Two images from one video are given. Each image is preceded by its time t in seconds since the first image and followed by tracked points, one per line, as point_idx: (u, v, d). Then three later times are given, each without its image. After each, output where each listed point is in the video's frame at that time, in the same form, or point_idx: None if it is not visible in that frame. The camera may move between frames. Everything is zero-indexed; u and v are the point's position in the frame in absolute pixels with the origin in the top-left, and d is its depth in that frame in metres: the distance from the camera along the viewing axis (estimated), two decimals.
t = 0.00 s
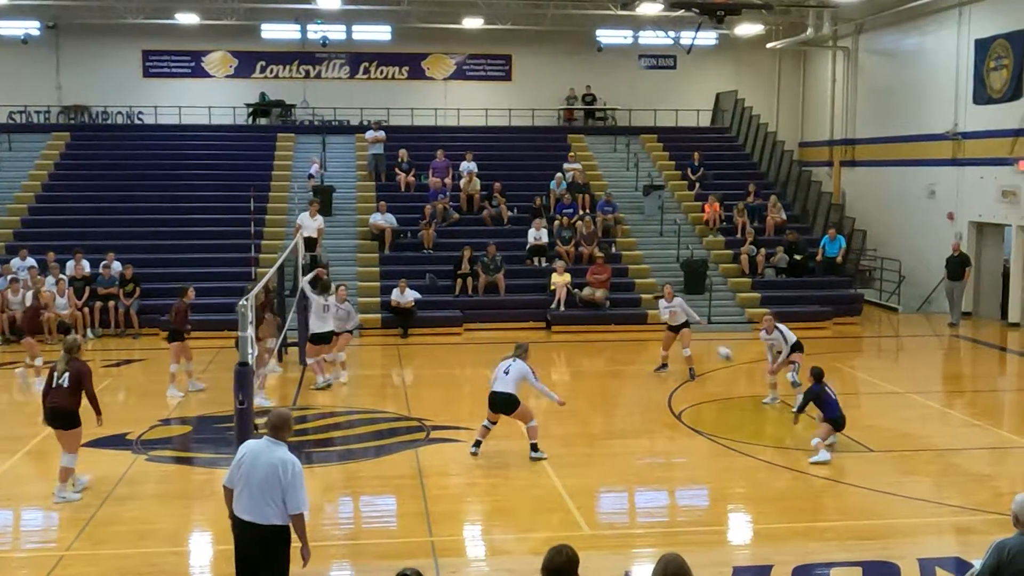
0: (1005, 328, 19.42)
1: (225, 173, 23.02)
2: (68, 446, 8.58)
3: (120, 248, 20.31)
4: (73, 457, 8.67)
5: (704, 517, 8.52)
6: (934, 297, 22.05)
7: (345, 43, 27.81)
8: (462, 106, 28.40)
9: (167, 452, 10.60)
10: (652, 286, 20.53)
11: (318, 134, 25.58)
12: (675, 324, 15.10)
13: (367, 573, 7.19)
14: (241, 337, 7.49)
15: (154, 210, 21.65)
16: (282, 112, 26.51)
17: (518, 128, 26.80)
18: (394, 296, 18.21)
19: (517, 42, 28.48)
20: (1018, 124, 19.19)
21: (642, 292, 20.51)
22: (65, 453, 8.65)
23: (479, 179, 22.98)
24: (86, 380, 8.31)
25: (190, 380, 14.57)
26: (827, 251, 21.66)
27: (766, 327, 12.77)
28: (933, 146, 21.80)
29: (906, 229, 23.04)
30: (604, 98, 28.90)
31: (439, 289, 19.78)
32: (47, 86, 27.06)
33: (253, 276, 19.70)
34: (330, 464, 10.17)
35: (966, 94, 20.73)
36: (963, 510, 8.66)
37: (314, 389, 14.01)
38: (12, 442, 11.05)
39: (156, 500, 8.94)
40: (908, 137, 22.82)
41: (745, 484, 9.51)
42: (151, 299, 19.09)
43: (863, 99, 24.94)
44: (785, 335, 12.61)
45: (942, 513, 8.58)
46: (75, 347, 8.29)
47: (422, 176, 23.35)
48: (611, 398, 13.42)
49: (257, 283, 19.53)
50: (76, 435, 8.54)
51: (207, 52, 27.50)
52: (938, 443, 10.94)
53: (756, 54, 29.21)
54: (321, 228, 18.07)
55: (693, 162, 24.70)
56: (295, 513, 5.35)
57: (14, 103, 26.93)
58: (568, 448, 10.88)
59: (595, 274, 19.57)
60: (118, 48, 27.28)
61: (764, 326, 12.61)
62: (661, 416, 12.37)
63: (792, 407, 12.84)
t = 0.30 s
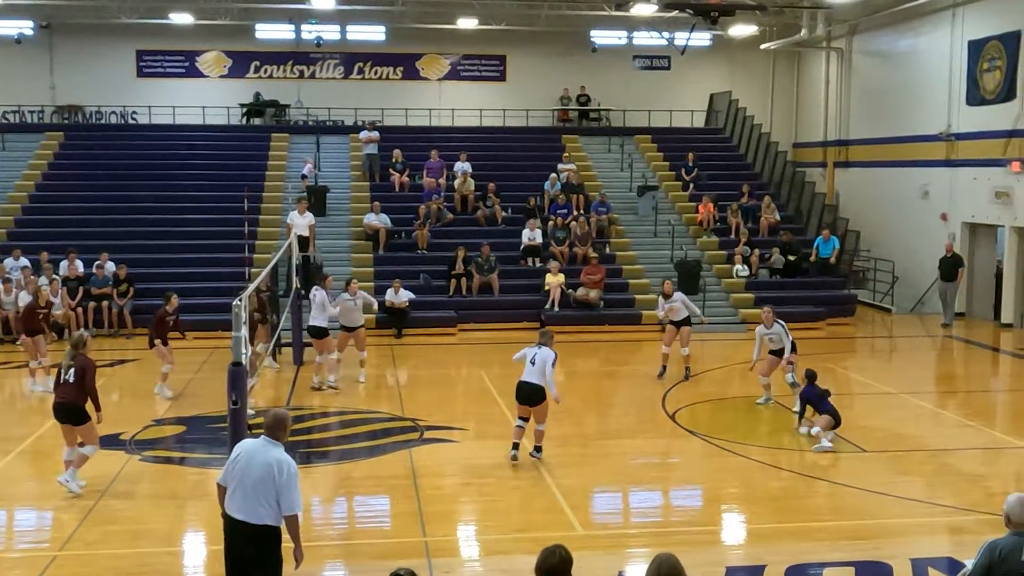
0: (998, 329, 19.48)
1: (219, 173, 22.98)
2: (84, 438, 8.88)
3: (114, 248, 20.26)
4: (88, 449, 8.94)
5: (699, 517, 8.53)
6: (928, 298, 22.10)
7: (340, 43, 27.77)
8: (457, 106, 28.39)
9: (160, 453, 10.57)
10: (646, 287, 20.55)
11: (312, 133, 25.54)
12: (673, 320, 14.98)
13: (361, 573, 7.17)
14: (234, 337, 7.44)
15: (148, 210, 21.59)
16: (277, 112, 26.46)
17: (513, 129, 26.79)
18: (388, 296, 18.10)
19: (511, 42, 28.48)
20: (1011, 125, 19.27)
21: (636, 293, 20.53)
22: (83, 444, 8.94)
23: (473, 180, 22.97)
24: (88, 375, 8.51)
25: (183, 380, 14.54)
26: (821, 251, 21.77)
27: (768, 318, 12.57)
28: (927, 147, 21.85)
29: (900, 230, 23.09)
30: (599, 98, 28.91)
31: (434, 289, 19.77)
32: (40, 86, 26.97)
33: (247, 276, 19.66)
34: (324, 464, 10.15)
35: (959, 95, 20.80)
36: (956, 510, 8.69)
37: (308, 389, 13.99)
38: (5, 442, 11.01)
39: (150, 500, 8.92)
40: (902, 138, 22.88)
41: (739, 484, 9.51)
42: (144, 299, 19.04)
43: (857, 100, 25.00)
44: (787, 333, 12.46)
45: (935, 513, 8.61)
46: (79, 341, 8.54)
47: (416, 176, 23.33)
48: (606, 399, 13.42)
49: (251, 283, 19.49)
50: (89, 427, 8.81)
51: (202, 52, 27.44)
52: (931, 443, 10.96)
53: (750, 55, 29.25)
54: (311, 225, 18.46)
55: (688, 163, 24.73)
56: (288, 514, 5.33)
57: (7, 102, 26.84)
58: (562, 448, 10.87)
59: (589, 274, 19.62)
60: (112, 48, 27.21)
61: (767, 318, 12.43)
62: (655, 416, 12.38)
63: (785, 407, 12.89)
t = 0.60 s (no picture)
0: (997, 330, 19.49)
1: (219, 173, 22.98)
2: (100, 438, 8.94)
3: (115, 248, 20.26)
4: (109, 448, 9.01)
5: (698, 518, 8.53)
6: (927, 299, 22.11)
7: (340, 43, 27.77)
8: (456, 107, 28.39)
9: (160, 453, 10.57)
10: (646, 288, 20.55)
11: (311, 134, 25.53)
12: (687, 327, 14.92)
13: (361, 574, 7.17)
14: (235, 337, 7.44)
15: (148, 210, 21.59)
16: (277, 112, 26.45)
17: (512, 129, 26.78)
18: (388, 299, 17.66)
19: (511, 43, 28.47)
20: (1011, 126, 19.26)
21: (636, 293, 20.53)
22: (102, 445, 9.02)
23: (473, 180, 22.97)
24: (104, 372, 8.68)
25: (182, 381, 14.54)
26: (821, 252, 21.78)
27: (774, 310, 12.47)
28: (927, 148, 21.86)
29: (899, 231, 23.09)
30: (598, 99, 28.90)
31: (433, 290, 19.77)
32: (40, 86, 26.97)
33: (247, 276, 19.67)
34: (323, 465, 10.14)
35: (959, 96, 20.81)
36: (956, 512, 8.69)
37: (308, 390, 13.99)
38: (5, 442, 11.01)
39: (149, 500, 8.92)
40: (902, 139, 22.88)
41: (738, 485, 9.52)
42: (144, 299, 19.04)
43: (857, 101, 25.00)
44: (790, 325, 12.39)
45: (934, 514, 8.61)
46: (99, 342, 8.74)
47: (416, 176, 23.33)
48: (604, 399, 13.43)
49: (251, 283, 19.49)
50: (105, 427, 8.88)
51: (201, 52, 27.43)
52: (930, 444, 10.97)
53: (750, 56, 29.24)
54: (308, 225, 18.76)
55: (688, 164, 24.74)
56: (283, 513, 5.32)
57: (7, 102, 26.83)
58: (561, 449, 10.87)
59: (588, 275, 19.62)
60: (112, 48, 27.20)
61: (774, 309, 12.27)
62: (655, 417, 12.39)
63: (785, 407, 12.90)
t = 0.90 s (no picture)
0: (995, 330, 19.53)
1: (218, 173, 22.97)
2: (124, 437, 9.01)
3: (114, 247, 20.26)
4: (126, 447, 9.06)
5: (696, 517, 8.54)
6: (925, 299, 22.15)
7: (338, 42, 27.77)
8: (455, 106, 28.39)
9: (158, 452, 10.57)
10: (644, 287, 20.56)
11: (310, 133, 25.53)
12: (692, 322, 14.95)
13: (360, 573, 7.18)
14: (233, 336, 7.43)
15: (147, 209, 21.58)
16: (275, 111, 26.45)
17: (511, 129, 26.79)
18: (386, 297, 17.59)
19: (510, 42, 28.48)
20: (1009, 127, 19.29)
21: (634, 293, 20.54)
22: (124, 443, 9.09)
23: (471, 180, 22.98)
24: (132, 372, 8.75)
25: (180, 380, 14.54)
26: (819, 251, 21.67)
27: (780, 310, 12.40)
28: (924, 148, 21.90)
29: (897, 231, 23.12)
30: (596, 98, 28.92)
31: (431, 289, 19.76)
32: (38, 85, 26.93)
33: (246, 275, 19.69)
34: (321, 464, 10.14)
35: (956, 96, 20.84)
36: (954, 511, 8.70)
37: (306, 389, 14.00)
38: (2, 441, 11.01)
39: (147, 499, 8.90)
40: (900, 139, 22.91)
41: (737, 484, 9.52)
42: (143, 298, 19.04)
43: (855, 101, 25.03)
44: (795, 325, 12.35)
45: (932, 514, 8.62)
46: (131, 341, 8.74)
47: (415, 176, 23.33)
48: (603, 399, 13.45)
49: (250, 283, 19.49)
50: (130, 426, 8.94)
51: (199, 51, 27.43)
52: (928, 444, 10.98)
53: (748, 56, 29.24)
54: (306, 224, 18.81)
55: (686, 164, 24.77)
56: (267, 508, 5.32)
57: (5, 101, 26.80)
58: (560, 449, 10.87)
59: (586, 274, 19.62)
60: (110, 47, 27.18)
61: (781, 310, 12.17)
62: (653, 416, 12.40)
63: (783, 407, 12.92)
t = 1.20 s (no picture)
0: (991, 328, 19.56)
1: (215, 170, 22.94)
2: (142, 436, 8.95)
3: (111, 244, 20.23)
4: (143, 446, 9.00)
5: (693, 515, 8.54)
6: (921, 297, 22.16)
7: (335, 40, 27.75)
8: (451, 104, 28.35)
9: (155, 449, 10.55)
10: (641, 285, 20.56)
11: (306, 130, 25.50)
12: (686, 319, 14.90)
13: (357, 571, 7.17)
14: (232, 334, 7.39)
15: (144, 206, 21.55)
16: (271, 108, 26.39)
17: (508, 126, 26.76)
18: (383, 294, 18.07)
19: (507, 40, 28.46)
20: (1005, 125, 19.31)
21: (630, 291, 20.53)
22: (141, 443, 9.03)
23: (467, 177, 22.96)
24: (159, 370, 8.79)
25: (177, 377, 14.52)
26: (816, 250, 21.66)
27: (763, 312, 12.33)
28: (921, 146, 21.92)
29: (893, 229, 23.14)
30: (593, 96, 28.90)
31: (428, 287, 19.74)
32: (34, 81, 26.86)
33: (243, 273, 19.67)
34: (318, 462, 10.13)
35: (953, 95, 20.86)
36: (950, 509, 8.72)
37: (302, 386, 13.98)
38: None
39: (145, 496, 8.90)
40: (896, 137, 22.93)
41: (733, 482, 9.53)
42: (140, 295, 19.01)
43: (851, 99, 25.05)
44: (778, 329, 12.32)
45: (928, 512, 8.63)
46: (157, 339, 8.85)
47: (411, 173, 23.30)
48: (599, 396, 13.46)
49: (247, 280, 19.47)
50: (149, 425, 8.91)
51: (196, 48, 27.40)
52: (924, 442, 11.00)
53: (745, 54, 29.24)
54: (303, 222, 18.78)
55: (682, 162, 24.76)
56: (246, 502, 5.32)
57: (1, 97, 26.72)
58: (556, 446, 10.87)
59: (583, 273, 19.61)
60: (106, 43, 27.11)
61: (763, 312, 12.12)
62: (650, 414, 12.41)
63: (780, 405, 12.93)
